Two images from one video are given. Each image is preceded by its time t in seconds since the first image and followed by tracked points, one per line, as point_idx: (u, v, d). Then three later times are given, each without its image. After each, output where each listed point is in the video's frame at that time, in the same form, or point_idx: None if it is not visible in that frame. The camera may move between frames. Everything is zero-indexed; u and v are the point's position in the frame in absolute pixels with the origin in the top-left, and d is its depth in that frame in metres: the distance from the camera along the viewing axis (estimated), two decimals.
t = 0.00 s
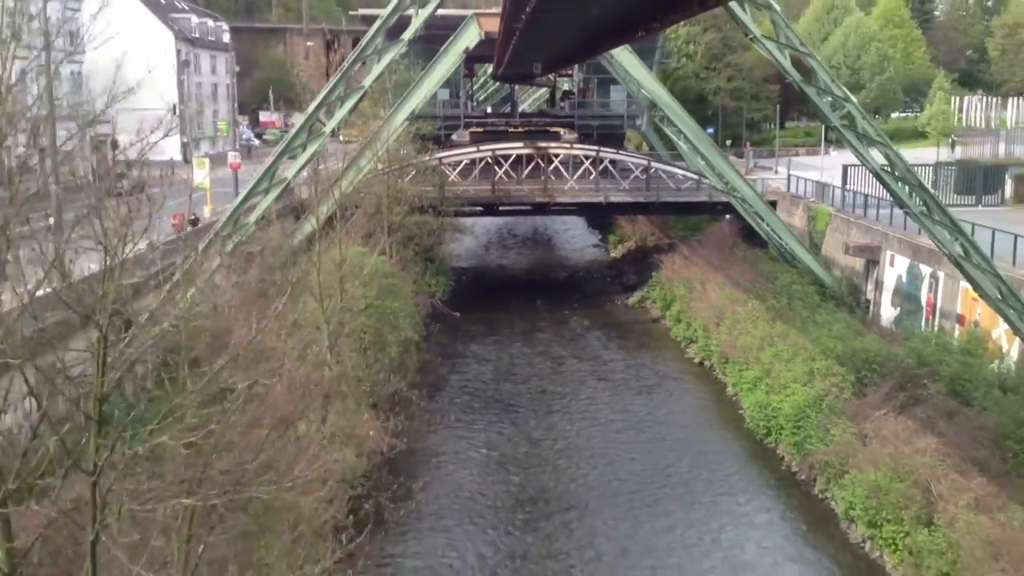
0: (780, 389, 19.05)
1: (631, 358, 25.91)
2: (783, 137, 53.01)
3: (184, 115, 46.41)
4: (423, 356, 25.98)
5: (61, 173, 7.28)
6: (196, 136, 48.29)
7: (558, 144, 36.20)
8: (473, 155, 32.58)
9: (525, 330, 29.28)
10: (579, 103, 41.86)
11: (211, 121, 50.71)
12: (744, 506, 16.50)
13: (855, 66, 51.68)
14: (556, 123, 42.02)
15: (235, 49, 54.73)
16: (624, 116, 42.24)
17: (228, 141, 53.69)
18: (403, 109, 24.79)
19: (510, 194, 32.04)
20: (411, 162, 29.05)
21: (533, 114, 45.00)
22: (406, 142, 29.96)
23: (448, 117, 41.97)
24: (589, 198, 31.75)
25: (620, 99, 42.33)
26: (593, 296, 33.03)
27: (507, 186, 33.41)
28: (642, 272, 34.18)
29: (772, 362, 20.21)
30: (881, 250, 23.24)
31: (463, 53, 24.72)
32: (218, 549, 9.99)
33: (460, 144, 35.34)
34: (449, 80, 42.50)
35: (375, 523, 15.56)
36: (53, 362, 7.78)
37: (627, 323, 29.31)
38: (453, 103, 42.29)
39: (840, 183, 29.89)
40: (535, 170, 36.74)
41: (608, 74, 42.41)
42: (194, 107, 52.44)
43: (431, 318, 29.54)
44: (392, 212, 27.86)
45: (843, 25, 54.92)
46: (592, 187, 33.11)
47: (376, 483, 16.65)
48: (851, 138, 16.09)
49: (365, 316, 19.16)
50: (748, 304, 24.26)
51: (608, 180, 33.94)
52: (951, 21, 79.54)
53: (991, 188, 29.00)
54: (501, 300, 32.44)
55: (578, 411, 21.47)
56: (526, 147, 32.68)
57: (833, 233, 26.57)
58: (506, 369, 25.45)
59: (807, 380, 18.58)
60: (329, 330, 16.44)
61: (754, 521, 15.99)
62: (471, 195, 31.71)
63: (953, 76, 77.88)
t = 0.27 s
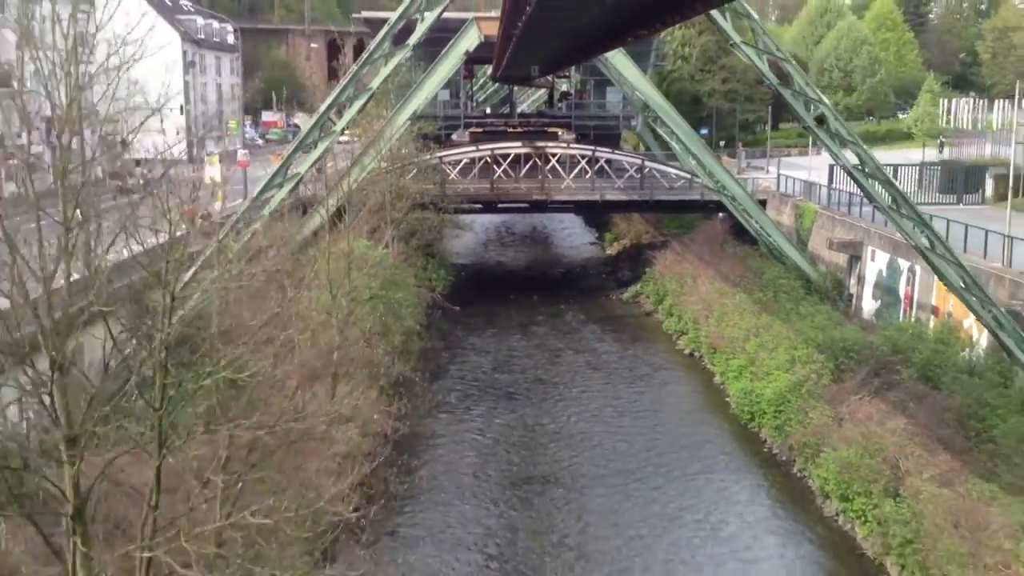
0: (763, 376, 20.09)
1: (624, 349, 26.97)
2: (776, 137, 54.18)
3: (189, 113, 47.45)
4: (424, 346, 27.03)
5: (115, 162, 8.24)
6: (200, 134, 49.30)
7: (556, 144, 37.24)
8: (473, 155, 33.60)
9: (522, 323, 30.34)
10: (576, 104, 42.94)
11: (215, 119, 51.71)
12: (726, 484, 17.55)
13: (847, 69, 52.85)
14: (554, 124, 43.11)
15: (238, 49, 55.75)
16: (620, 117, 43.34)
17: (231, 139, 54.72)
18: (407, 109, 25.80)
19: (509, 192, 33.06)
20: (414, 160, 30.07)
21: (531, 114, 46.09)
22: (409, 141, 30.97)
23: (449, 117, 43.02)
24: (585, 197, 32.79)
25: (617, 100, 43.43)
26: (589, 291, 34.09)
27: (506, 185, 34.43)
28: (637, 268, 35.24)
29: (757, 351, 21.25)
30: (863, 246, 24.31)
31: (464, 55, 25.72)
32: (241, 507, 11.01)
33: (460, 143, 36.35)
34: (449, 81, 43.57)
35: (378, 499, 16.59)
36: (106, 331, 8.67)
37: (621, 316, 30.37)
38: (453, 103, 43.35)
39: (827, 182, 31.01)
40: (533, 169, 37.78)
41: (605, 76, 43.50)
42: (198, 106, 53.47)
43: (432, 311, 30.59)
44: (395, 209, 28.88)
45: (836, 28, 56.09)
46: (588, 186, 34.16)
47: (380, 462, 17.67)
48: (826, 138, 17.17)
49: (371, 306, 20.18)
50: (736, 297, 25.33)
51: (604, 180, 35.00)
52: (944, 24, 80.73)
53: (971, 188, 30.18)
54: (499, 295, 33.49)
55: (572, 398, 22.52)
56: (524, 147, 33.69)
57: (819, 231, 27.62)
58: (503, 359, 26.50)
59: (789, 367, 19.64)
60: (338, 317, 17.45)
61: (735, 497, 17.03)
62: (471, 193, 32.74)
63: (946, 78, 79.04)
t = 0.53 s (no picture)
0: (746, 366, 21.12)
1: (616, 342, 28.00)
2: (768, 138, 55.30)
3: (192, 113, 48.50)
4: (423, 338, 28.05)
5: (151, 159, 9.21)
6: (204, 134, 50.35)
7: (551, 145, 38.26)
8: (471, 154, 34.62)
9: (518, 317, 31.36)
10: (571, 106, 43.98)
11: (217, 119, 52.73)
12: (708, 464, 18.61)
13: (837, 71, 53.97)
14: (550, 125, 44.17)
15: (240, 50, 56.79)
16: (615, 119, 44.39)
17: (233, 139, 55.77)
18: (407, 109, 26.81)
19: (505, 191, 34.07)
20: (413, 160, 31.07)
21: (528, 115, 47.15)
22: (409, 141, 31.98)
23: (447, 118, 44.07)
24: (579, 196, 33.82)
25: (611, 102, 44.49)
26: (583, 287, 35.12)
27: (502, 184, 35.45)
28: (630, 265, 36.28)
29: (742, 342, 22.28)
30: (844, 242, 25.34)
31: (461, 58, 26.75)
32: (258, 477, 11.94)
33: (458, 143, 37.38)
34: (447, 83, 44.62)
35: (381, 476, 17.62)
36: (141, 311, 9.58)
37: (614, 311, 31.41)
38: (451, 104, 44.41)
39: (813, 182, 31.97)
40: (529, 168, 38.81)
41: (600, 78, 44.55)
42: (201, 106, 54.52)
43: (431, 306, 31.62)
44: (395, 207, 29.89)
45: (827, 32, 57.22)
46: (582, 185, 35.18)
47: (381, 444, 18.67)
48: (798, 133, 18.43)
49: (373, 298, 21.18)
50: (724, 292, 26.36)
51: (598, 179, 36.03)
52: (935, 27, 81.94)
53: (952, 188, 30.95)
54: (495, 290, 34.53)
55: (565, 388, 23.54)
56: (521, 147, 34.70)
57: (804, 229, 28.66)
58: (499, 350, 27.53)
59: (770, 357, 20.66)
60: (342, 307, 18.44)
61: (717, 477, 18.06)
62: (469, 191, 33.76)
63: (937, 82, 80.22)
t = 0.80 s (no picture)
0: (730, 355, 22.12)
1: (607, 334, 29.01)
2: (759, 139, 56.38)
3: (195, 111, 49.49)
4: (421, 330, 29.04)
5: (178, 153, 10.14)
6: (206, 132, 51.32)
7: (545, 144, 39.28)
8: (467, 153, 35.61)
9: (512, 311, 32.36)
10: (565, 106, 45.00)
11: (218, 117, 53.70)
12: (690, 447, 19.64)
13: (826, 74, 55.05)
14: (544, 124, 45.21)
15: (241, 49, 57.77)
16: (608, 118, 45.42)
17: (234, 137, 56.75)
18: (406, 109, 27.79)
19: (500, 189, 35.07)
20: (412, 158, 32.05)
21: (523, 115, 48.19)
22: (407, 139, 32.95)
23: (444, 117, 45.07)
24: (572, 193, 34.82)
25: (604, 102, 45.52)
26: (576, 283, 36.13)
27: (498, 182, 36.44)
28: (621, 261, 37.30)
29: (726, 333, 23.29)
30: (825, 238, 26.37)
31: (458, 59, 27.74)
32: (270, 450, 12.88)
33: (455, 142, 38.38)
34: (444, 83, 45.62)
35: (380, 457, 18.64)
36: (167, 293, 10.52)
37: (605, 305, 32.42)
38: (448, 103, 45.40)
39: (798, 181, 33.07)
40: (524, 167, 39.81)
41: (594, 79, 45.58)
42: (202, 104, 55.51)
43: (428, 300, 32.60)
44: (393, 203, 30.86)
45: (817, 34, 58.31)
46: (575, 183, 36.18)
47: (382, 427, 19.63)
48: (773, 132, 19.46)
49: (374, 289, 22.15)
50: (711, 287, 27.37)
51: (591, 178, 37.05)
52: (926, 30, 83.10)
53: (933, 187, 31.97)
54: (490, 285, 35.53)
55: (557, 377, 24.54)
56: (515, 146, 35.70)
57: (788, 225, 29.69)
58: (494, 342, 28.57)
59: (752, 346, 21.66)
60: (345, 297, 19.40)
61: (698, 458, 19.08)
62: (465, 188, 34.74)
63: (927, 84, 81.23)
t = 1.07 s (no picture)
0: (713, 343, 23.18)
1: (597, 326, 30.06)
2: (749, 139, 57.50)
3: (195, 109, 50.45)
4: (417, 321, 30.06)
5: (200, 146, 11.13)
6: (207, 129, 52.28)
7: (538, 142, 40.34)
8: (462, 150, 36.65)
9: (506, 304, 33.39)
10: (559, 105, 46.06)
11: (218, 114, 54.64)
12: (673, 429, 20.69)
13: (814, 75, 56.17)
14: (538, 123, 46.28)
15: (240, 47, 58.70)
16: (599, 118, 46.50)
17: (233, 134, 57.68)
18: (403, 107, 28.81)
19: (495, 185, 36.10)
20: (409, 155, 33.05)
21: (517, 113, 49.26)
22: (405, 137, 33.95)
23: (440, 115, 46.11)
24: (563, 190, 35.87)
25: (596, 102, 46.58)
26: (567, 277, 37.18)
27: (492, 178, 37.48)
28: (612, 256, 38.35)
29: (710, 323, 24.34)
30: (807, 234, 27.44)
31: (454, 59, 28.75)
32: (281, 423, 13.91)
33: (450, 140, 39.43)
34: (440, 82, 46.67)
35: (380, 437, 19.67)
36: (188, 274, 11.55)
37: (596, 298, 33.46)
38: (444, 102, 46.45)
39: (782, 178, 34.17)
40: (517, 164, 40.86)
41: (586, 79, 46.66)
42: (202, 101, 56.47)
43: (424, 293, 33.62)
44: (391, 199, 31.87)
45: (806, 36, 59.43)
46: (567, 180, 37.24)
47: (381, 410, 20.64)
48: (751, 131, 20.54)
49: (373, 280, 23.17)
50: (697, 280, 28.42)
51: (582, 175, 38.11)
52: (914, 32, 84.32)
53: (911, 186, 33.01)
54: (484, 279, 36.58)
55: (548, 365, 25.59)
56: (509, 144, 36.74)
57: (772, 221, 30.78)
58: (488, 332, 29.60)
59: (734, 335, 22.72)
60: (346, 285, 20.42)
61: (681, 439, 20.14)
62: (461, 185, 35.78)
63: (915, 85, 82.43)
